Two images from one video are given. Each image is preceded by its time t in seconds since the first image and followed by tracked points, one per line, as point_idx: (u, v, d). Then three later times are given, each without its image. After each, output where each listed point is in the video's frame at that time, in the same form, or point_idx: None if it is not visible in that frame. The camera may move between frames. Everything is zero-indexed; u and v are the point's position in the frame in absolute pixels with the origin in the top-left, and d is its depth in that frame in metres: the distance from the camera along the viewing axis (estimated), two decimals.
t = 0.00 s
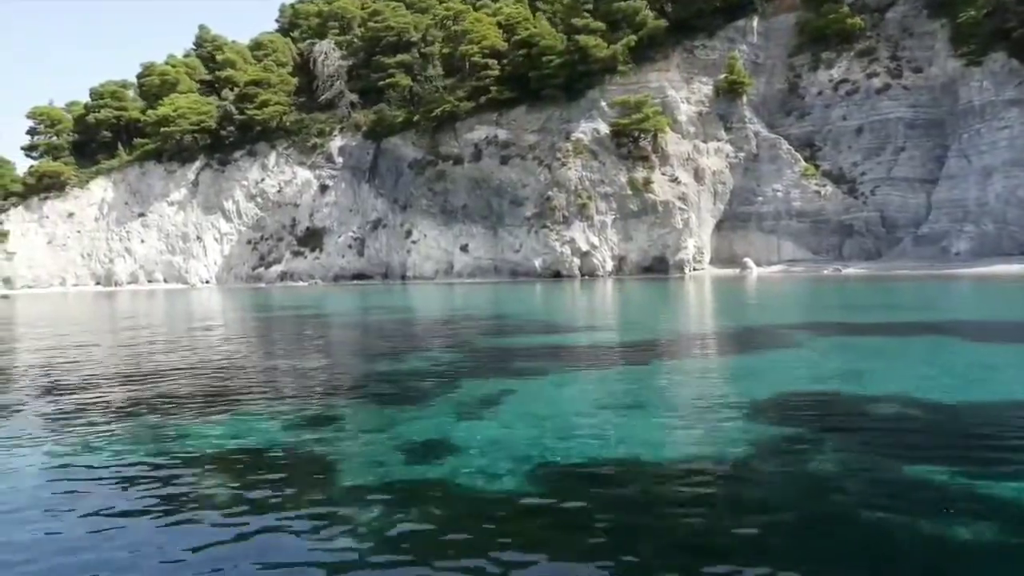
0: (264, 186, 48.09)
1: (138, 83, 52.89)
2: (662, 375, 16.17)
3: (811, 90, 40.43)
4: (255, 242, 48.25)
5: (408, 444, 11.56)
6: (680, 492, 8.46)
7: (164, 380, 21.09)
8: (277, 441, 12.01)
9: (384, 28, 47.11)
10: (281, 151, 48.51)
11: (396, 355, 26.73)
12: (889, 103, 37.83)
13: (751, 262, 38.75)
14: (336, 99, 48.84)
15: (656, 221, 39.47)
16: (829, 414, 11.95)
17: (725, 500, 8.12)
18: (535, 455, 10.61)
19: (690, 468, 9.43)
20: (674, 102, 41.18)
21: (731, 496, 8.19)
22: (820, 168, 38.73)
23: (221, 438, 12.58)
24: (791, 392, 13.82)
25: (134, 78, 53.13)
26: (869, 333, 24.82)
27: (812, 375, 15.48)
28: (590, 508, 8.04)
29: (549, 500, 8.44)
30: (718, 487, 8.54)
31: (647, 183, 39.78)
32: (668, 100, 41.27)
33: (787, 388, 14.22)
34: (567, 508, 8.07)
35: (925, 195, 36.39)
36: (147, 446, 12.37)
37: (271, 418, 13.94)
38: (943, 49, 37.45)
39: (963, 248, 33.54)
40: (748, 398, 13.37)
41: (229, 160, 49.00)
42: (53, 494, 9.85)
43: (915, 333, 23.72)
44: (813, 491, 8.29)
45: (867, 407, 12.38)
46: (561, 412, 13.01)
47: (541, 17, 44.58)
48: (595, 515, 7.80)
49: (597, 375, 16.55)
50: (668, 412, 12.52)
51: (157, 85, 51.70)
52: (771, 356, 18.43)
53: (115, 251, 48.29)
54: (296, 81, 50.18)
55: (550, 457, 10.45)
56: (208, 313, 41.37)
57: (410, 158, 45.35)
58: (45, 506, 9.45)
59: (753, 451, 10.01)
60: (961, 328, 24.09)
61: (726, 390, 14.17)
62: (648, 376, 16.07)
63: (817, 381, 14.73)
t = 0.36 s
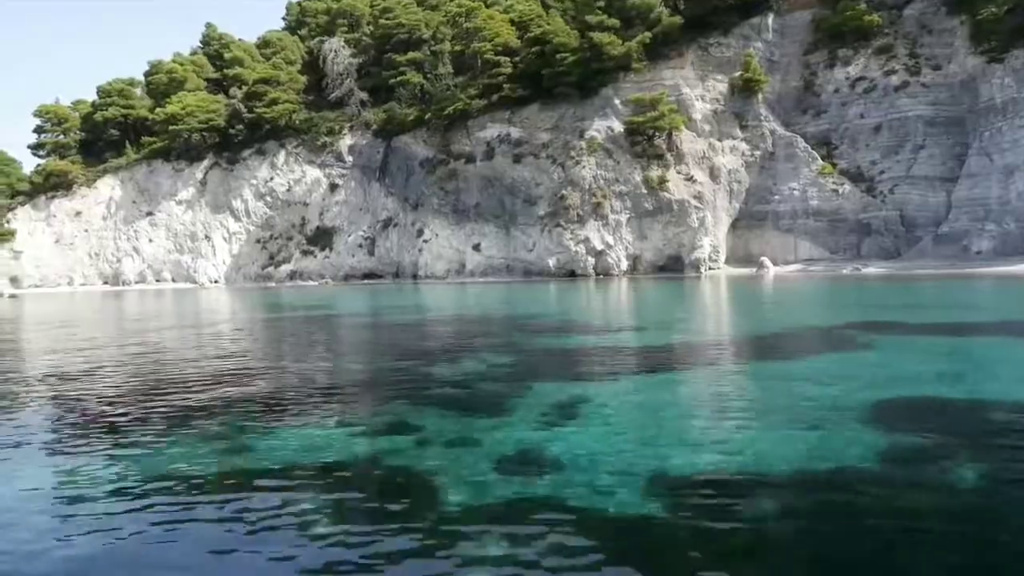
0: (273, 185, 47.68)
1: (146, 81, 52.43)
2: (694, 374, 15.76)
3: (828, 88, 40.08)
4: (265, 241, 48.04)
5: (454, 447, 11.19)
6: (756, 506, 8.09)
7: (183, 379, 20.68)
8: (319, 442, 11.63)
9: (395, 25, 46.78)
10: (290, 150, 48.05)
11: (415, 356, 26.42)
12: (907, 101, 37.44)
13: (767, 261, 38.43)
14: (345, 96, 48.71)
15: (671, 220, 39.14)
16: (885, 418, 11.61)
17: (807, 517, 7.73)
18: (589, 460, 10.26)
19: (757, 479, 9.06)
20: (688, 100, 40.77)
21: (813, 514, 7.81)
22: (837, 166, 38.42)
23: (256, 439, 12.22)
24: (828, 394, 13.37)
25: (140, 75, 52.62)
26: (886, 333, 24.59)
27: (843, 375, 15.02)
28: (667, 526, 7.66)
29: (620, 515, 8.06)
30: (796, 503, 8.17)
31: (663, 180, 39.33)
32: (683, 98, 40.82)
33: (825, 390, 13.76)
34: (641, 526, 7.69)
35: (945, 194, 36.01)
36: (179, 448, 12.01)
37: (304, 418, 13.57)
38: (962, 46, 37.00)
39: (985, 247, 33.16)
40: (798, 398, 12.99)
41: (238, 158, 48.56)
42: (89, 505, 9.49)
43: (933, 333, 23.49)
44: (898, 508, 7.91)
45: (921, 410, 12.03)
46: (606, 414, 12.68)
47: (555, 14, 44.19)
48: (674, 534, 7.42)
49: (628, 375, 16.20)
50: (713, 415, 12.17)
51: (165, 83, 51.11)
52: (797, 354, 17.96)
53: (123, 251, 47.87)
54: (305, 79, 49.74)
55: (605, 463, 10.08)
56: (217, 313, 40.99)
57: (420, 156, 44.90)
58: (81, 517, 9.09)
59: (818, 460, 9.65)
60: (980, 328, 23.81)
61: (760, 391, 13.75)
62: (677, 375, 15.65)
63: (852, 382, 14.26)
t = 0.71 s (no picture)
0: (283, 184, 47.24)
1: (154, 80, 51.93)
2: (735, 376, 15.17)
3: (846, 85, 39.65)
4: (275, 241, 47.53)
5: (509, 447, 10.70)
6: (850, 518, 7.61)
7: (205, 379, 20.27)
8: (363, 442, 11.20)
9: (408, 23, 46.37)
10: (301, 149, 47.58)
11: (436, 357, 25.94)
12: (928, 99, 36.98)
13: (786, 261, 38.00)
14: (356, 95, 48.25)
15: (688, 219, 38.69)
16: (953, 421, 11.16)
17: (913, 529, 7.23)
18: (656, 461, 9.77)
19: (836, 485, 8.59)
20: (705, 98, 40.33)
21: (916, 527, 7.31)
22: (856, 165, 37.99)
23: (297, 436, 11.74)
24: (881, 397, 12.85)
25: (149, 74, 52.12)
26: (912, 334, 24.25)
27: (884, 378, 14.45)
28: (761, 537, 7.17)
29: (706, 523, 7.58)
30: (895, 514, 7.66)
31: (680, 179, 39.03)
32: (699, 96, 40.36)
33: (875, 392, 13.23)
34: (734, 538, 7.20)
35: (968, 193, 35.49)
36: (215, 443, 11.52)
37: (342, 417, 13.08)
38: (984, 43, 36.54)
39: (1010, 246, 32.72)
40: (855, 401, 12.56)
41: (247, 157, 48.09)
42: (130, 498, 9.01)
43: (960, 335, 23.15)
44: (1010, 518, 7.41)
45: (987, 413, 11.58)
46: (658, 413, 12.24)
47: (569, 11, 43.70)
48: (770, 547, 6.93)
49: (669, 375, 15.79)
50: (771, 415, 11.68)
51: (174, 81, 50.63)
52: (830, 358, 17.37)
53: (131, 250, 47.40)
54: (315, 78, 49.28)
55: (674, 464, 9.58)
56: (226, 313, 40.52)
57: (433, 155, 44.39)
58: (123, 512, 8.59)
59: (897, 466, 9.17)
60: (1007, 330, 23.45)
61: (809, 393, 13.21)
62: (720, 376, 15.27)
63: (899, 386, 13.71)
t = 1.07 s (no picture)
0: (291, 184, 46.90)
1: (160, 79, 51.48)
2: (763, 384, 14.80)
3: (861, 84, 39.30)
4: (283, 241, 47.13)
5: (556, 456, 10.35)
6: (941, 546, 7.23)
7: (220, 379, 19.94)
8: (403, 453, 10.87)
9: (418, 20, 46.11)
10: (309, 148, 47.19)
11: (453, 358, 25.58)
12: (945, 97, 36.61)
13: (801, 261, 37.64)
14: (364, 94, 47.92)
15: (702, 219, 38.34)
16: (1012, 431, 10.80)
17: (1008, 558, 6.87)
18: (713, 472, 9.41)
19: (912, 505, 8.24)
20: (718, 97, 39.94)
21: (1011, 556, 6.94)
22: (872, 164, 37.62)
23: (331, 443, 11.37)
24: (922, 407, 12.49)
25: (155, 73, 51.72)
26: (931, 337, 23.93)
27: (923, 383, 14.16)
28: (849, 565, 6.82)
29: (791, 546, 7.22)
30: (983, 540, 7.31)
31: (694, 179, 38.70)
32: (712, 95, 40.00)
33: (915, 403, 12.88)
34: (822, 565, 6.84)
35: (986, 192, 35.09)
36: (247, 448, 11.15)
37: (373, 422, 12.72)
38: (1002, 41, 36.16)
39: None
40: (904, 410, 12.21)
41: (255, 156, 47.73)
42: (171, 506, 8.63)
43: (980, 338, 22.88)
44: None
45: None
46: (702, 421, 11.88)
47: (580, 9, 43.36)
48: None
49: (702, 381, 15.44)
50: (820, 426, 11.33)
51: (180, 80, 50.22)
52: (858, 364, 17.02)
53: (138, 250, 47.02)
54: (322, 76, 48.91)
55: (734, 475, 9.22)
56: (234, 313, 40.21)
57: (442, 154, 44.02)
58: (165, 520, 8.21)
59: (968, 483, 8.82)
60: None
61: (845, 404, 12.84)
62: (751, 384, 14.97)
63: (942, 392, 13.36)
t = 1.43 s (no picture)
0: (300, 183, 46.49)
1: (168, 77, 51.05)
2: (802, 382, 14.29)
3: (878, 82, 38.89)
4: (291, 241, 46.59)
5: (607, 456, 9.88)
6: None
7: (240, 380, 19.55)
8: (447, 453, 10.44)
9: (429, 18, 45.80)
10: (317, 147, 46.77)
11: (472, 360, 25.16)
12: (965, 95, 36.20)
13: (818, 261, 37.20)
14: (373, 92, 47.53)
15: (718, 218, 37.92)
16: None
17: None
18: (777, 475, 8.93)
19: (1001, 513, 7.76)
20: (733, 95, 39.54)
21: None
22: (890, 162, 37.19)
23: (369, 446, 10.93)
24: (978, 405, 11.99)
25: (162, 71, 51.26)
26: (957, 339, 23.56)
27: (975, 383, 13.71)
28: None
29: (881, 558, 6.78)
30: None
31: (709, 178, 38.28)
32: (727, 93, 39.55)
33: (965, 401, 12.38)
34: None
35: (1007, 191, 34.62)
36: (278, 453, 10.67)
37: (409, 426, 12.28)
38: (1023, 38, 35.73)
39: None
40: (964, 410, 11.75)
41: (263, 155, 47.30)
42: (206, 517, 8.13)
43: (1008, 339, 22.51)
44: None
45: None
46: (755, 422, 11.44)
47: (594, 7, 42.99)
48: None
49: (743, 383, 15.00)
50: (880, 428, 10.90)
51: (188, 78, 49.82)
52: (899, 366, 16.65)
53: (145, 250, 46.62)
54: (331, 75, 48.56)
55: (802, 479, 8.74)
56: (242, 314, 39.96)
57: (453, 153, 43.60)
58: (199, 534, 7.69)
59: None
60: None
61: (893, 404, 12.34)
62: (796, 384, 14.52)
63: (998, 392, 12.90)
